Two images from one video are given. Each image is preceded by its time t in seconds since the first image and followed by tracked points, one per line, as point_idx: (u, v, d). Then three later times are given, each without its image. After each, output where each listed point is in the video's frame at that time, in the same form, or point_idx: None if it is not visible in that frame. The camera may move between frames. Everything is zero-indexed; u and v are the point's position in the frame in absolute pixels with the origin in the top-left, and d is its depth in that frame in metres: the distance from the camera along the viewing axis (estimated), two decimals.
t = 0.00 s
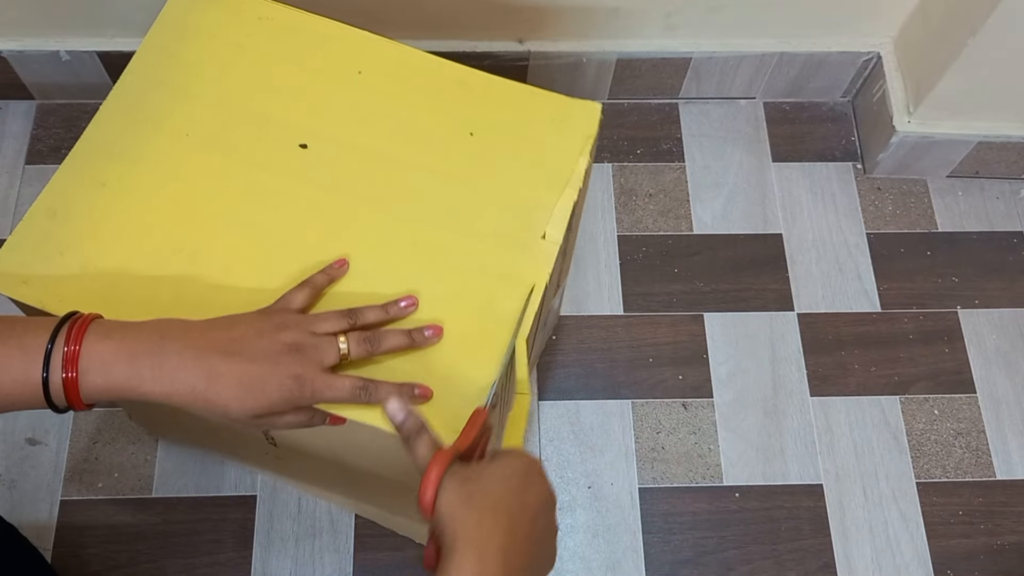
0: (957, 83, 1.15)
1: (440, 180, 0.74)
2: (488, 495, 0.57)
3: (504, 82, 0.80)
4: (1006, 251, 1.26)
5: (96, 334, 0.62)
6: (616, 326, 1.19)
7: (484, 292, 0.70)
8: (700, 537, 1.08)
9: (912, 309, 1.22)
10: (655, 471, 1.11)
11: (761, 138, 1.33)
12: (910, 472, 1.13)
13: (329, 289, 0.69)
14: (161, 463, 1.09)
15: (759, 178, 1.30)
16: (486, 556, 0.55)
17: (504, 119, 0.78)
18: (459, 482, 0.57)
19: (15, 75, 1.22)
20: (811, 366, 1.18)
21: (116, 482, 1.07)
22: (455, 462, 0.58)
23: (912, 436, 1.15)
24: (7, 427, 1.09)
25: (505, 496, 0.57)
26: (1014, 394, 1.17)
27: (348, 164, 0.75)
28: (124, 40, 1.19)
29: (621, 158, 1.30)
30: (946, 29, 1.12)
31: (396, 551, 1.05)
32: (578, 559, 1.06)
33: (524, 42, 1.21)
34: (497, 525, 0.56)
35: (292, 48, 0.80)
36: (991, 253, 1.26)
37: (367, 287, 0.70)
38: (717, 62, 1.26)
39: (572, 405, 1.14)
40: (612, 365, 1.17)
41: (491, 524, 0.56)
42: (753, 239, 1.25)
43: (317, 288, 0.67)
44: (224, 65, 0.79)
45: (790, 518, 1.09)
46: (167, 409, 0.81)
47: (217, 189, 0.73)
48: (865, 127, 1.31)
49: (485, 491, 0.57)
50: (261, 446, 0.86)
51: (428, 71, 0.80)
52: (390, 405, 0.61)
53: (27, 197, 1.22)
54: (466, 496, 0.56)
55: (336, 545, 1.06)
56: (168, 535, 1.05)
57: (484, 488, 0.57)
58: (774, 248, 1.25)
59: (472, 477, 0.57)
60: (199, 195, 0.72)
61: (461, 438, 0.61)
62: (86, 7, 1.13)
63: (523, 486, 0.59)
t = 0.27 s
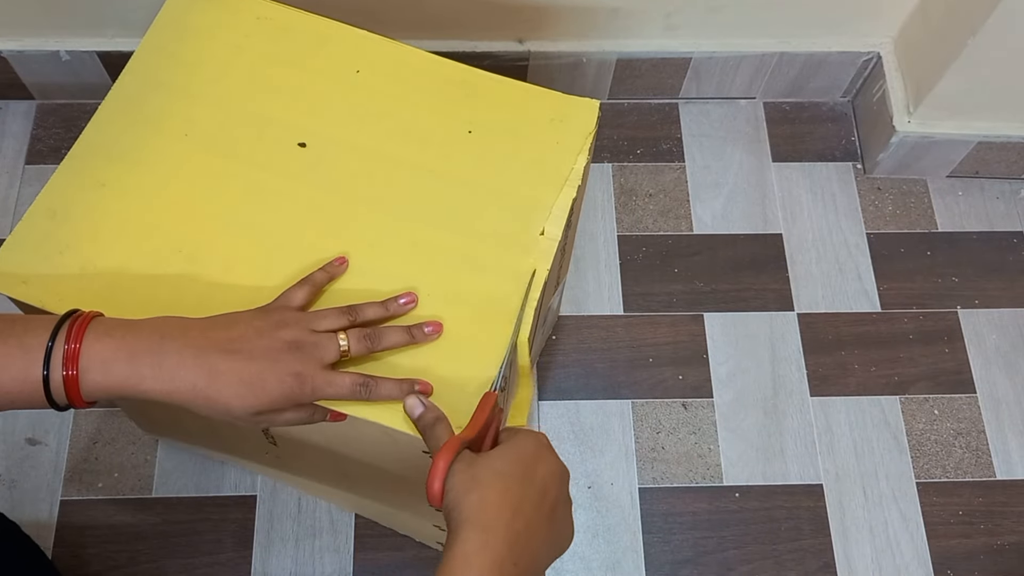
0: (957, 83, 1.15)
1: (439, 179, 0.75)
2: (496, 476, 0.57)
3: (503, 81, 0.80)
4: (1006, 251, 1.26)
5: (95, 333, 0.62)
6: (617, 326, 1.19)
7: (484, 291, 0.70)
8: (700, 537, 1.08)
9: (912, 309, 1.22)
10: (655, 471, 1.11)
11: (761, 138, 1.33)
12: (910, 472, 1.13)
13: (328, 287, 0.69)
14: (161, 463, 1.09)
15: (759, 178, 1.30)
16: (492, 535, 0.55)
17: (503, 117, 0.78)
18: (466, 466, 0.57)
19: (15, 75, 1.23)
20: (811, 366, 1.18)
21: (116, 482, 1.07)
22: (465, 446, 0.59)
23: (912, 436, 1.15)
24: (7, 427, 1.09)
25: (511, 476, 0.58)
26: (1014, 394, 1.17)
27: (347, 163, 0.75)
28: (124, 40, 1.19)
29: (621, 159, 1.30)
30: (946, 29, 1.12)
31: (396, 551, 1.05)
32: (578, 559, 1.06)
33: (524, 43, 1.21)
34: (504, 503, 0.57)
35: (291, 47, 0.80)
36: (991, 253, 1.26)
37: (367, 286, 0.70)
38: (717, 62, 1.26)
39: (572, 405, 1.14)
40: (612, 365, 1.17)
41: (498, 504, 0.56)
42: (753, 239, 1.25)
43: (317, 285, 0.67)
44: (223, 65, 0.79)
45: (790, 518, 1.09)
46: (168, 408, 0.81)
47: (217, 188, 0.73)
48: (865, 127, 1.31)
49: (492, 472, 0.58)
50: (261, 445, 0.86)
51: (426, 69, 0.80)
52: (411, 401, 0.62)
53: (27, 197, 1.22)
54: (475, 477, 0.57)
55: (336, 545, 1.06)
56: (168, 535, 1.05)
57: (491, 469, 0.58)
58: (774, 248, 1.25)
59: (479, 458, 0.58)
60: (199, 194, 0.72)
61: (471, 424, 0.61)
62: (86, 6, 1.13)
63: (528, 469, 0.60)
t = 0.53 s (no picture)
0: (957, 83, 1.15)
1: (439, 181, 0.75)
2: (524, 429, 0.60)
3: (504, 83, 0.80)
4: (1006, 251, 1.26)
5: (94, 336, 0.62)
6: (616, 326, 1.19)
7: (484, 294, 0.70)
8: (700, 537, 1.08)
9: (912, 309, 1.22)
10: (655, 471, 1.11)
11: (761, 138, 1.33)
12: (910, 472, 1.13)
13: (328, 290, 0.69)
14: (161, 464, 1.09)
15: (759, 178, 1.30)
16: (530, 482, 0.58)
17: (503, 120, 0.78)
18: (494, 422, 0.60)
19: (15, 75, 1.23)
20: (811, 366, 1.18)
21: (116, 482, 1.07)
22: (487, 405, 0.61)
23: (912, 435, 1.15)
24: (6, 427, 1.09)
25: (538, 428, 0.61)
26: (1014, 394, 1.17)
27: (348, 165, 0.75)
28: (124, 40, 1.19)
29: (621, 159, 1.30)
30: (947, 30, 1.12)
31: (396, 551, 1.06)
32: (578, 559, 1.06)
33: (524, 42, 1.21)
34: (536, 455, 0.59)
35: (291, 49, 0.80)
36: (991, 253, 1.26)
37: (366, 287, 0.70)
38: (717, 62, 1.26)
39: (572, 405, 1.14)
40: (612, 365, 1.17)
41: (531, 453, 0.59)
42: (753, 239, 1.25)
43: (315, 288, 0.67)
44: (222, 66, 0.79)
45: (790, 518, 1.09)
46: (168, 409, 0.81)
47: (217, 190, 0.73)
48: (865, 127, 1.31)
49: (522, 425, 0.60)
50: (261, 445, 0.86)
51: (427, 72, 0.80)
52: (412, 362, 0.62)
53: (27, 197, 1.22)
54: (504, 430, 0.59)
55: (336, 545, 1.06)
56: (168, 535, 1.05)
57: (519, 423, 0.60)
58: (774, 248, 1.25)
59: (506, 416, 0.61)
60: (199, 196, 0.72)
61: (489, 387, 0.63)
62: (86, 6, 1.13)
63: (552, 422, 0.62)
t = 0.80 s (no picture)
0: (957, 83, 1.15)
1: (439, 179, 0.75)
2: (518, 440, 0.59)
3: (501, 80, 0.80)
4: (1006, 251, 1.26)
5: (96, 333, 0.62)
6: (616, 326, 1.19)
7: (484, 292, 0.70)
8: (700, 537, 1.08)
9: (912, 309, 1.22)
10: (655, 471, 1.11)
11: (761, 137, 1.33)
12: (910, 472, 1.13)
13: (328, 288, 0.69)
14: (161, 463, 1.09)
15: (759, 178, 1.30)
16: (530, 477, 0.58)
17: (502, 118, 0.78)
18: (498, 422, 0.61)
19: (15, 75, 1.23)
20: (811, 366, 1.18)
21: (116, 482, 1.07)
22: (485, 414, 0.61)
23: (912, 435, 1.15)
24: (7, 427, 1.09)
25: (533, 439, 0.60)
26: (1014, 394, 1.17)
27: (347, 163, 0.75)
28: (124, 40, 1.19)
29: (621, 159, 1.30)
30: (947, 30, 1.12)
31: (396, 551, 1.06)
32: (578, 559, 1.06)
33: (524, 42, 1.21)
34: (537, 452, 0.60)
35: (290, 48, 0.80)
36: (991, 253, 1.26)
37: (367, 286, 0.70)
38: (717, 62, 1.26)
39: (572, 405, 1.14)
40: (612, 365, 1.17)
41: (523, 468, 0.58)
42: (753, 239, 1.25)
43: (315, 285, 0.67)
44: (222, 65, 0.79)
45: (790, 518, 1.09)
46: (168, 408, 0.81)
47: (217, 189, 0.73)
48: (865, 127, 1.31)
49: (515, 437, 0.59)
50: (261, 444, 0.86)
51: (425, 69, 0.80)
52: (422, 370, 0.64)
53: (27, 197, 1.22)
54: (496, 444, 0.59)
55: (336, 546, 1.06)
56: (168, 535, 1.05)
57: (512, 434, 0.59)
58: (773, 248, 1.25)
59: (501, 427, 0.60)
60: (199, 195, 0.72)
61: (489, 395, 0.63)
62: (86, 6, 1.13)
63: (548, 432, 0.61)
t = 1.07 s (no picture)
0: (957, 83, 1.15)
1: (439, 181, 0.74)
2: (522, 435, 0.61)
3: (501, 82, 0.80)
4: (1006, 251, 1.26)
5: (96, 336, 0.62)
6: (617, 326, 1.19)
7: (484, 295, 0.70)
8: (700, 537, 1.08)
9: (912, 309, 1.22)
10: (655, 471, 1.11)
11: (761, 137, 1.33)
12: (910, 472, 1.13)
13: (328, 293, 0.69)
14: (161, 463, 1.09)
15: (759, 177, 1.30)
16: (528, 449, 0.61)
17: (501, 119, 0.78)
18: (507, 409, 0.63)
19: (15, 75, 1.22)
20: (812, 366, 1.18)
21: (116, 482, 1.07)
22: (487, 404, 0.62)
23: (912, 436, 1.14)
24: (7, 427, 1.09)
25: (534, 430, 0.61)
26: (1014, 394, 1.17)
27: (347, 166, 0.75)
28: (124, 40, 1.19)
29: (621, 158, 1.30)
30: (947, 29, 1.12)
31: (396, 551, 1.05)
32: (577, 559, 1.06)
33: (524, 42, 1.21)
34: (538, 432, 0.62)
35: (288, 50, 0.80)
36: (991, 253, 1.26)
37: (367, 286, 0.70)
38: (717, 62, 1.26)
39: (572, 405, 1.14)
40: (612, 365, 1.17)
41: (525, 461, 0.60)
42: (753, 239, 1.25)
43: (316, 290, 0.67)
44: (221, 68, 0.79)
45: (790, 518, 1.09)
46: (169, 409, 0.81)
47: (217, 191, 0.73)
48: (865, 127, 1.31)
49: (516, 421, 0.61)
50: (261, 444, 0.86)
51: (424, 71, 0.80)
52: (417, 357, 0.65)
53: (27, 197, 1.22)
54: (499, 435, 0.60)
55: (336, 546, 1.05)
56: (168, 535, 1.05)
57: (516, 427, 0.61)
58: (774, 248, 1.25)
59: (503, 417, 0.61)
60: (199, 196, 0.72)
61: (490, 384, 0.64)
62: (86, 7, 1.13)
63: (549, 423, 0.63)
